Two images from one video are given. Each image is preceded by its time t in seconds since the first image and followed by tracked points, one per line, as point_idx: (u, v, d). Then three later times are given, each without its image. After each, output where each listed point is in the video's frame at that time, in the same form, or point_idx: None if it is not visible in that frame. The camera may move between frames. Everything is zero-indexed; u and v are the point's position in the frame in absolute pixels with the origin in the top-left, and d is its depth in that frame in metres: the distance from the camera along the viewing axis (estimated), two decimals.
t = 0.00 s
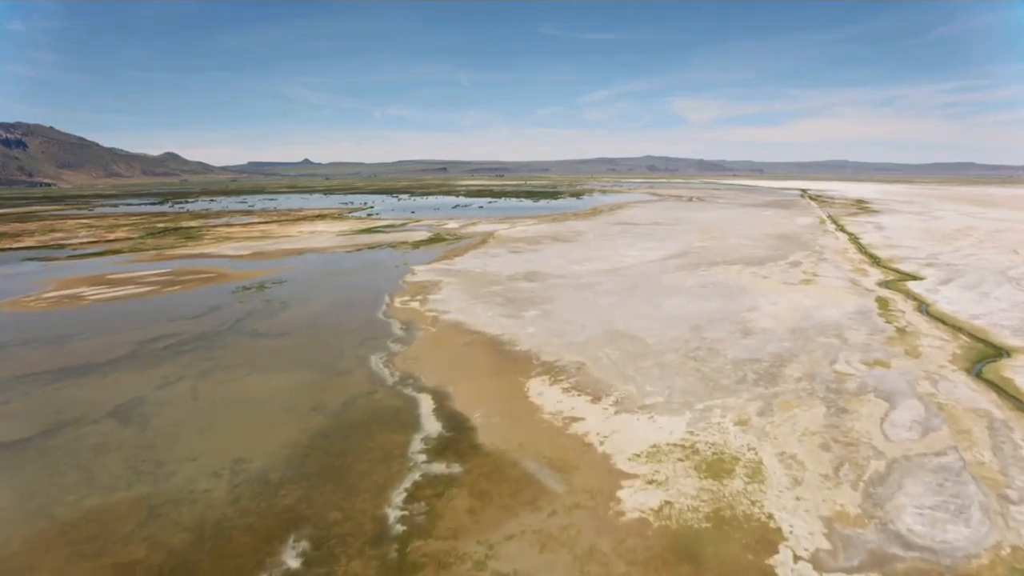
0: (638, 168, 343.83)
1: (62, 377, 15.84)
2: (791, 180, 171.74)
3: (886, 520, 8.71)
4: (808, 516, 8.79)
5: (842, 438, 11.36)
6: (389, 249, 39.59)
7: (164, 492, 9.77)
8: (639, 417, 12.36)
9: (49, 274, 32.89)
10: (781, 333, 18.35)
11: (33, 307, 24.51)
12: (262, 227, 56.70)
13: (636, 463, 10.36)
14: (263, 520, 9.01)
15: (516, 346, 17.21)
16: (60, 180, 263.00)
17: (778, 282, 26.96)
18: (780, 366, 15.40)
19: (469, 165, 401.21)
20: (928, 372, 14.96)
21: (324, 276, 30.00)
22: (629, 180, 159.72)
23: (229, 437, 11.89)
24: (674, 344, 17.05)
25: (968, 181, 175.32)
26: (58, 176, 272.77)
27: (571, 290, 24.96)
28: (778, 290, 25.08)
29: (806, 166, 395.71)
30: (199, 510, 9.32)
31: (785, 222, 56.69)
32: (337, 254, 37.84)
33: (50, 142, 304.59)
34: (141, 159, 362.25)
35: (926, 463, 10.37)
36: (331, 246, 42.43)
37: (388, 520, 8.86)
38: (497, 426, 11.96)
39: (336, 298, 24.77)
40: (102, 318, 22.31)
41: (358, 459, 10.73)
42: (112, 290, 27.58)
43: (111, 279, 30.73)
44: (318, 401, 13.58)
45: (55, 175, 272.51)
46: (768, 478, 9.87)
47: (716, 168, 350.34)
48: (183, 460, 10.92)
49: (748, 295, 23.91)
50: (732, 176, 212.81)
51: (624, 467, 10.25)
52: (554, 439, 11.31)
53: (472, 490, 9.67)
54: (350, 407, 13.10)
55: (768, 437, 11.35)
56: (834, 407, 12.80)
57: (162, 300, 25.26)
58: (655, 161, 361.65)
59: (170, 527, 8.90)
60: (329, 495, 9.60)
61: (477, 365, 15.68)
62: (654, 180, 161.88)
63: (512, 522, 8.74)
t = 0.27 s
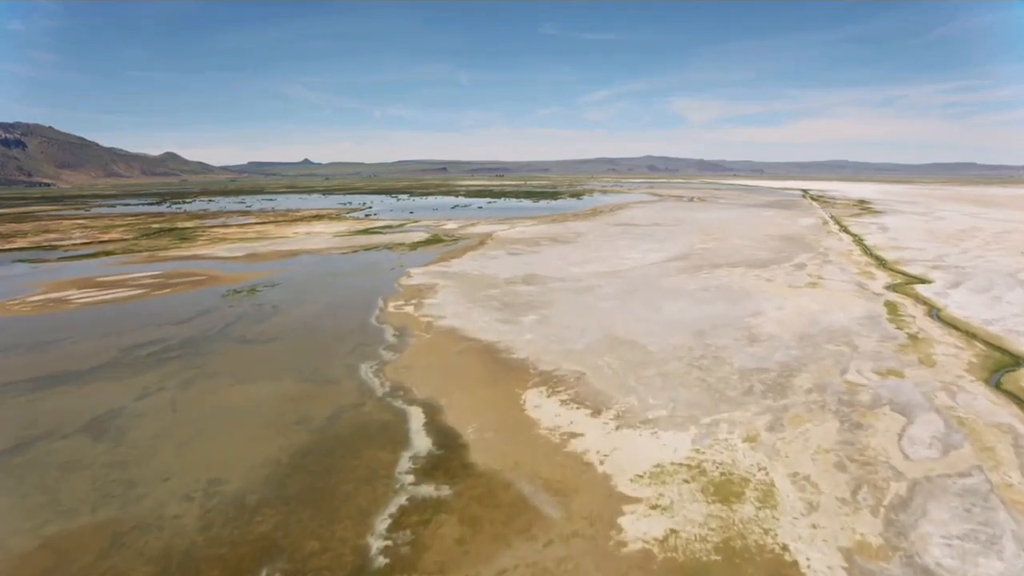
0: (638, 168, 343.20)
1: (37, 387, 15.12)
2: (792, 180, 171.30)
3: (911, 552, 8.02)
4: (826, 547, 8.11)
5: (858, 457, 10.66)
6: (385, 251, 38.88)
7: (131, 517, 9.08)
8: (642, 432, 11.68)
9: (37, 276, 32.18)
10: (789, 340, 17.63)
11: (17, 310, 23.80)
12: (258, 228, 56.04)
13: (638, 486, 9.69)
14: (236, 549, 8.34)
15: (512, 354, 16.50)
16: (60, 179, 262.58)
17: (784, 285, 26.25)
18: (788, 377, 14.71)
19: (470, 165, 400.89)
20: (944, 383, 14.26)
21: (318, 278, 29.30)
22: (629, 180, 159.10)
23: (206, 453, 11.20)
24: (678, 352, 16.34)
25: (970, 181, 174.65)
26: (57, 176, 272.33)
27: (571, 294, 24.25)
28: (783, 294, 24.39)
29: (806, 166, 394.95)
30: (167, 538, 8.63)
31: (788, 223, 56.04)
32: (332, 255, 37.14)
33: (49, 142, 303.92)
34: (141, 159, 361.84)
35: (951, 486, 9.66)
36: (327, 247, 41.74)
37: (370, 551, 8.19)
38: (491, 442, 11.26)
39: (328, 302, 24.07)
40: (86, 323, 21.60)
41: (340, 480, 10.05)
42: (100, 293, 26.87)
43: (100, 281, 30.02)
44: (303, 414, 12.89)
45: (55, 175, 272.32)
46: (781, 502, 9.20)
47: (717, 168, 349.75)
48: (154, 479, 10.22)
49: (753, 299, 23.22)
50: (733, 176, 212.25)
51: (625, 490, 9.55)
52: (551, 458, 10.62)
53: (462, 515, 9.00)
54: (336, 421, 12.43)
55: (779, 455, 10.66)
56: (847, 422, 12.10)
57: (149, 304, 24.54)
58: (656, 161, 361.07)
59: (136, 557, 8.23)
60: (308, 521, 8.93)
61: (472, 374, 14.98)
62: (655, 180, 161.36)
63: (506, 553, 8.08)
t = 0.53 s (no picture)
0: (638, 167, 342.49)
1: (9, 399, 14.39)
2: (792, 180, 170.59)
3: None
4: None
5: (877, 478, 9.94)
6: (381, 253, 38.16)
7: (92, 548, 8.39)
8: (645, 450, 10.98)
9: (24, 279, 31.44)
10: (797, 348, 16.90)
11: None
12: (253, 229, 55.33)
13: (642, 513, 9.01)
14: None
15: (508, 363, 15.77)
16: (58, 180, 261.88)
17: (789, 288, 25.51)
18: (798, 387, 13.99)
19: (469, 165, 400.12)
20: (963, 394, 13.54)
21: (311, 281, 28.57)
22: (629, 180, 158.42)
23: (180, 474, 10.51)
24: (682, 361, 15.61)
25: (972, 181, 173.87)
26: (56, 176, 271.64)
27: (569, 298, 23.52)
28: (789, 297, 23.66)
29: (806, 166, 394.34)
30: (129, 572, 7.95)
31: (790, 224, 55.31)
32: (327, 257, 36.42)
33: (48, 142, 303.17)
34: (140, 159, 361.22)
35: (980, 512, 8.94)
36: (322, 249, 41.02)
37: None
38: (483, 461, 10.54)
39: (320, 307, 23.36)
40: (69, 329, 20.89)
41: (321, 505, 9.36)
42: (86, 297, 26.15)
43: (87, 285, 29.30)
44: (286, 428, 12.19)
45: (54, 175, 271.59)
46: (796, 532, 8.51)
47: (717, 168, 349.17)
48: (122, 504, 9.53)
49: (757, 304, 22.50)
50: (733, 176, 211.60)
51: (629, 519, 8.86)
52: (547, 479, 9.92)
53: (451, 546, 8.32)
54: (320, 437, 11.73)
55: (791, 476, 9.97)
56: (863, 439, 11.37)
57: (136, 309, 23.80)
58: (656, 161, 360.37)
59: None
60: (283, 553, 8.24)
61: (465, 385, 14.26)
62: (655, 180, 160.78)
63: None
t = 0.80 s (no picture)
0: (639, 168, 341.61)
1: None
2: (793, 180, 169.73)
3: None
4: None
5: (903, 507, 9.10)
6: (376, 255, 37.34)
7: None
8: (648, 473, 10.16)
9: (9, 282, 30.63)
10: (808, 358, 16.05)
11: None
12: (249, 230, 54.54)
13: (646, 549, 8.19)
14: None
15: (504, 374, 14.93)
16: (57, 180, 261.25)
17: (796, 293, 24.66)
18: (811, 402, 13.14)
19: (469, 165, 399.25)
20: (988, 410, 12.69)
21: (303, 285, 27.74)
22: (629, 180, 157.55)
23: (145, 502, 9.72)
24: (687, 372, 14.77)
25: (974, 181, 172.95)
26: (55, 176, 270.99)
27: (569, 303, 22.68)
28: (796, 303, 22.80)
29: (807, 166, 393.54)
30: None
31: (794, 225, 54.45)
32: (321, 260, 35.61)
33: (47, 142, 302.34)
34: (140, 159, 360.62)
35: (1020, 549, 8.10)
36: (317, 251, 40.19)
37: None
38: (474, 489, 9.71)
39: (310, 312, 22.53)
40: (48, 336, 20.08)
41: (294, 540, 8.56)
42: (70, 302, 25.34)
43: (73, 288, 28.48)
44: (263, 448, 11.38)
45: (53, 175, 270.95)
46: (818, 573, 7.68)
47: (717, 169, 348.37)
48: (74, 539, 8.76)
49: (764, 309, 21.64)
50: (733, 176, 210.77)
51: (631, 556, 8.05)
52: (542, 509, 9.12)
53: None
54: (299, 458, 10.92)
55: (809, 505, 9.13)
56: (884, 460, 10.52)
57: (120, 314, 23.00)
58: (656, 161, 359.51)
59: None
60: None
61: (458, 399, 13.43)
62: (655, 181, 160.04)
63: None
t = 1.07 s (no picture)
0: (639, 167, 340.95)
1: None
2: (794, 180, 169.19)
3: None
4: None
5: (929, 536, 8.38)
6: (372, 256, 36.64)
7: None
8: (652, 497, 9.45)
9: None
10: (818, 367, 15.34)
11: None
12: (245, 231, 53.87)
13: None
14: None
15: (499, 384, 14.21)
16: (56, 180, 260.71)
17: (802, 297, 23.95)
18: (824, 416, 12.42)
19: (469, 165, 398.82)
20: (1011, 425, 11.97)
21: (295, 288, 27.03)
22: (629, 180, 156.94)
23: (109, 527, 9.03)
24: (692, 383, 14.04)
25: (976, 181, 172.34)
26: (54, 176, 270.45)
27: (568, 308, 21.96)
28: (803, 307, 22.08)
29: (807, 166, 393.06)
30: None
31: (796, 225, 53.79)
32: (315, 261, 34.90)
33: (46, 142, 301.72)
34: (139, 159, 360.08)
35: None
36: (312, 252, 39.50)
37: None
38: (464, 515, 9.03)
39: (301, 317, 21.83)
40: (28, 342, 19.38)
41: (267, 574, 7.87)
42: (55, 305, 24.64)
43: (60, 291, 27.77)
44: (242, 466, 10.68)
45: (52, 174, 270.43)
46: None
47: (718, 169, 347.71)
48: (28, 573, 8.06)
49: (770, 314, 20.93)
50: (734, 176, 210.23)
51: None
52: (538, 539, 8.41)
53: None
54: (279, 477, 10.22)
55: (828, 535, 8.41)
56: (906, 482, 9.81)
57: (105, 318, 22.30)
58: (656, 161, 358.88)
59: None
60: None
61: (450, 412, 12.72)
62: (655, 180, 159.50)
63: None
